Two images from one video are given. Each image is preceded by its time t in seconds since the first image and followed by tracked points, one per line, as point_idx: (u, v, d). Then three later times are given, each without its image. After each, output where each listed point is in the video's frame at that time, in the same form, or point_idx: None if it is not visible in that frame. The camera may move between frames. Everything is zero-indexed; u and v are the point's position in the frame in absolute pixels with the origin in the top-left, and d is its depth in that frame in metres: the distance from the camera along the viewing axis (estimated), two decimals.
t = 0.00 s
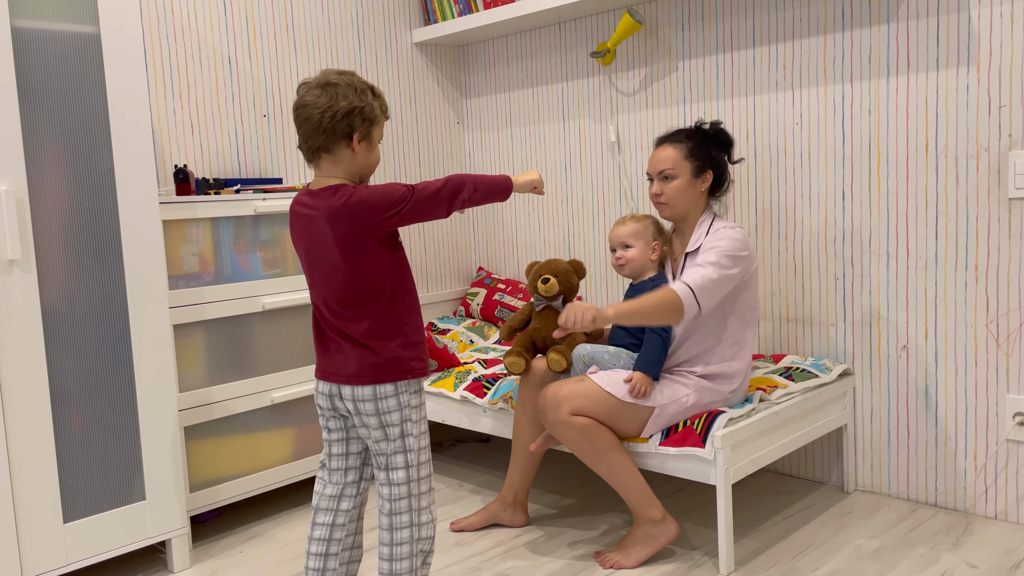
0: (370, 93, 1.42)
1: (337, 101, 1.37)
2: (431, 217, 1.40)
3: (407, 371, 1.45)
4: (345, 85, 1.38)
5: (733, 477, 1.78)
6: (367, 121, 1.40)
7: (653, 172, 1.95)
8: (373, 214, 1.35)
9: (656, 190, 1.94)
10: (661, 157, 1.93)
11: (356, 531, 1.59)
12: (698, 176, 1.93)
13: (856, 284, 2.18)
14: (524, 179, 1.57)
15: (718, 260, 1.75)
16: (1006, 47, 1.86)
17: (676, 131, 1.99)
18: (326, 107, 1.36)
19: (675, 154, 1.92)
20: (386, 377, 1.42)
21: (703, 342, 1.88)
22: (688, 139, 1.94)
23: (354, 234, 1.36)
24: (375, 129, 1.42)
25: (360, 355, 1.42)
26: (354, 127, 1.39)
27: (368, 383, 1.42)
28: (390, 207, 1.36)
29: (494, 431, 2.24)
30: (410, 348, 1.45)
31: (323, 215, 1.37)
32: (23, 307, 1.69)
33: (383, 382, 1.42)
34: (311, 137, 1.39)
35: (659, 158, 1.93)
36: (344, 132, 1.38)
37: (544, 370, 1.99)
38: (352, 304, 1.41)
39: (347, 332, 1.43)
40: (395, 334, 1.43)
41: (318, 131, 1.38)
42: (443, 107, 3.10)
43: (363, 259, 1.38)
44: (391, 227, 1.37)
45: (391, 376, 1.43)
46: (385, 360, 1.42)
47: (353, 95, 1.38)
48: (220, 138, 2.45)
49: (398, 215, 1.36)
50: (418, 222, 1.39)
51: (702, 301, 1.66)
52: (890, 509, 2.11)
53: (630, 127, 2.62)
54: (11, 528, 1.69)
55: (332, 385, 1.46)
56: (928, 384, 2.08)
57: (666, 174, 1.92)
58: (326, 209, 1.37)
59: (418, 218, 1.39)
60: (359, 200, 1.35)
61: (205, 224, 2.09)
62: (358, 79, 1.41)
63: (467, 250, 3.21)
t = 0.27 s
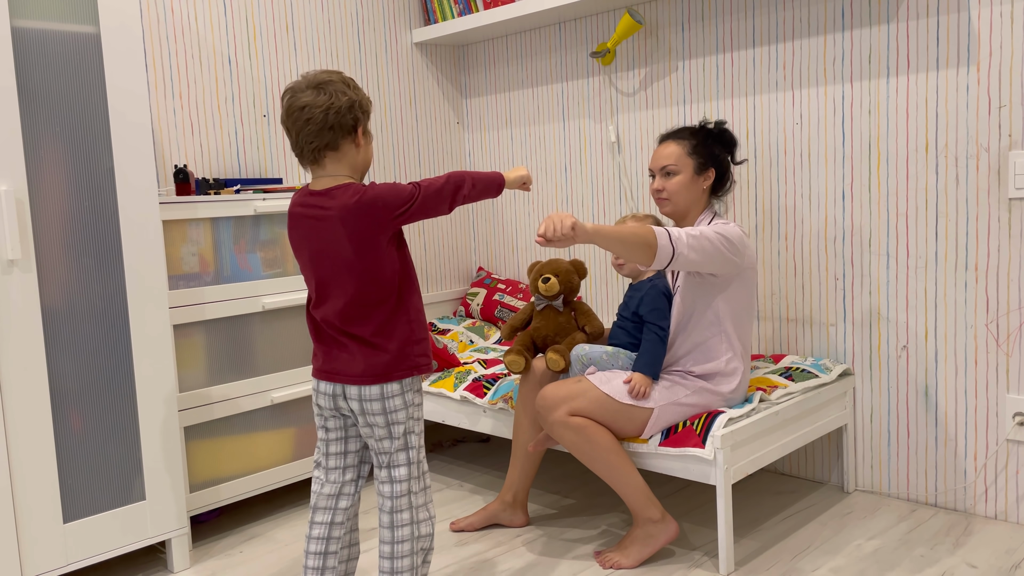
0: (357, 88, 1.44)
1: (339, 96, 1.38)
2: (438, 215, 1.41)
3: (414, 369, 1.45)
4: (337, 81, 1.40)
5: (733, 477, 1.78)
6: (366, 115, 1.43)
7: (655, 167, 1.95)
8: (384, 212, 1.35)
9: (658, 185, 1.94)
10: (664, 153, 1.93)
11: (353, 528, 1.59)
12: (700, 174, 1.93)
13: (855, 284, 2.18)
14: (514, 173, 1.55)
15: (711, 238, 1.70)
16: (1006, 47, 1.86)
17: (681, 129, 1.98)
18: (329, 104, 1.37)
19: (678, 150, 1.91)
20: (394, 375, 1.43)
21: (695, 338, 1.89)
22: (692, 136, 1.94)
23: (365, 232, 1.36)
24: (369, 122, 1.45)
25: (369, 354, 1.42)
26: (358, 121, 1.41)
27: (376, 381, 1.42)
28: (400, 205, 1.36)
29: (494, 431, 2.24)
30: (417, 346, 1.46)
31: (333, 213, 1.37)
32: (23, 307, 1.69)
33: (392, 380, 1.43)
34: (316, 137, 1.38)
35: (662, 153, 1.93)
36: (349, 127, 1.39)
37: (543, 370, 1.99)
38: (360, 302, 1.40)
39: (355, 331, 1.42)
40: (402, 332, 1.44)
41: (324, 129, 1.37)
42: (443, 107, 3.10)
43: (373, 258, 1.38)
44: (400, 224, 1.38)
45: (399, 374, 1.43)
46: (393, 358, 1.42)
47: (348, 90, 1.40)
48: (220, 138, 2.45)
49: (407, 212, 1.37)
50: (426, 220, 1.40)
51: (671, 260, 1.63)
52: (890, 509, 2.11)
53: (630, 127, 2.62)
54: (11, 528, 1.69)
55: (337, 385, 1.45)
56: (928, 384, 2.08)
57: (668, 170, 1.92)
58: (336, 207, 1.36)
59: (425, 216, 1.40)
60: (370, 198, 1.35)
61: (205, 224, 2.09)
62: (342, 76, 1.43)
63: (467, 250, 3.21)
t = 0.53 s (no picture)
0: (351, 92, 1.43)
1: (327, 101, 1.37)
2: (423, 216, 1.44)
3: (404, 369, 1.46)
4: (329, 85, 1.39)
5: (733, 477, 1.78)
6: (356, 120, 1.42)
7: (650, 167, 1.95)
8: (378, 212, 1.37)
9: (652, 185, 1.94)
10: (658, 154, 1.93)
11: (347, 529, 1.60)
12: (694, 173, 1.92)
13: (856, 284, 2.18)
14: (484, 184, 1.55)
15: (708, 239, 1.70)
16: (1006, 47, 1.86)
17: (676, 129, 1.98)
18: (317, 108, 1.36)
19: (672, 150, 1.91)
20: (385, 375, 1.43)
21: (694, 338, 1.88)
22: (687, 137, 1.94)
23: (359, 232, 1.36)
24: (360, 127, 1.44)
25: (360, 355, 1.41)
26: (345, 127, 1.40)
27: (368, 382, 1.42)
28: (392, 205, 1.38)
29: (494, 431, 2.24)
30: (405, 346, 1.47)
31: (326, 213, 1.36)
32: (23, 307, 1.69)
33: (382, 381, 1.43)
34: (302, 140, 1.38)
35: (656, 154, 1.93)
36: (336, 132, 1.39)
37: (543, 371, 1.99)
38: (351, 303, 1.40)
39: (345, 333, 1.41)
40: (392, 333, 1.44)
41: (311, 133, 1.37)
42: (443, 107, 3.10)
43: (365, 258, 1.39)
44: (391, 226, 1.39)
45: (390, 374, 1.44)
46: (384, 358, 1.43)
47: (340, 95, 1.39)
48: (220, 138, 2.45)
49: (398, 213, 1.39)
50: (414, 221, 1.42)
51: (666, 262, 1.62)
52: (890, 509, 2.11)
53: (630, 127, 2.62)
54: (11, 528, 1.69)
55: (327, 387, 1.44)
56: (928, 384, 2.08)
57: (662, 170, 1.92)
58: (331, 207, 1.36)
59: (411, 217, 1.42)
60: (364, 198, 1.36)
61: (205, 224, 2.09)
62: (337, 79, 1.42)
63: (467, 250, 3.21)
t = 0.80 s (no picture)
0: (347, 95, 1.42)
1: (314, 104, 1.37)
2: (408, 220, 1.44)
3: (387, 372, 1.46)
4: (321, 87, 1.38)
5: (732, 477, 1.78)
6: (344, 125, 1.40)
7: (646, 169, 1.95)
8: (366, 214, 1.37)
9: (650, 187, 1.94)
10: (655, 155, 1.93)
11: (340, 529, 1.60)
12: (690, 174, 1.92)
13: (856, 284, 2.18)
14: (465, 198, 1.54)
15: (706, 241, 1.70)
16: (1006, 47, 1.86)
17: (673, 130, 1.98)
18: (301, 110, 1.36)
19: (669, 151, 1.91)
20: (369, 378, 1.43)
21: (694, 339, 1.88)
22: (682, 138, 1.93)
23: (347, 233, 1.36)
24: (352, 131, 1.42)
25: (344, 357, 1.41)
26: (330, 131, 1.39)
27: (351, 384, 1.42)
28: (381, 207, 1.38)
29: (494, 432, 2.24)
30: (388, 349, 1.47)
31: (314, 213, 1.36)
32: (23, 307, 1.69)
33: (365, 383, 1.43)
34: (286, 139, 1.38)
35: (653, 156, 1.93)
36: (319, 136, 1.38)
37: (543, 371, 1.99)
38: (336, 304, 1.39)
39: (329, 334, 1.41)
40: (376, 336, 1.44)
41: (294, 133, 1.37)
42: (443, 107, 3.10)
43: (352, 259, 1.38)
44: (378, 228, 1.39)
45: (373, 377, 1.44)
46: (368, 361, 1.43)
47: (330, 98, 1.38)
48: (220, 138, 2.45)
49: (386, 216, 1.39)
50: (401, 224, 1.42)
51: (663, 265, 1.62)
52: (890, 509, 2.11)
53: (630, 127, 2.62)
54: (11, 528, 1.69)
55: (310, 387, 1.44)
56: (928, 384, 2.08)
57: (659, 172, 1.92)
58: (319, 207, 1.35)
59: (398, 220, 1.42)
60: (353, 199, 1.36)
61: (205, 224, 2.09)
62: (337, 81, 1.41)
63: (467, 250, 3.21)
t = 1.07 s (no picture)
0: (343, 95, 1.41)
1: (306, 103, 1.37)
2: (411, 221, 1.41)
3: (384, 374, 1.45)
4: (315, 87, 1.38)
5: (732, 477, 1.78)
6: (337, 125, 1.39)
7: (647, 169, 1.95)
8: (355, 214, 1.35)
9: (651, 187, 1.94)
10: (656, 155, 1.92)
11: (342, 529, 1.61)
12: (691, 175, 1.92)
13: (856, 284, 2.18)
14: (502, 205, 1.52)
15: (706, 240, 1.70)
16: (1006, 47, 1.86)
17: (674, 130, 1.98)
18: (294, 109, 1.37)
19: (670, 152, 1.91)
20: (364, 379, 1.42)
21: (694, 338, 1.88)
22: (683, 138, 1.93)
23: (335, 233, 1.35)
24: (347, 131, 1.41)
25: (338, 357, 1.41)
26: (321, 131, 1.38)
27: (345, 385, 1.42)
28: (370, 207, 1.36)
29: (494, 432, 2.24)
30: (387, 351, 1.46)
31: (302, 213, 1.36)
32: (23, 307, 1.69)
33: (362, 384, 1.42)
34: (280, 139, 1.39)
35: (654, 156, 1.93)
36: (311, 135, 1.38)
37: (543, 371, 1.99)
38: (329, 305, 1.39)
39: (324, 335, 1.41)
40: (372, 337, 1.43)
41: (287, 133, 1.38)
42: (443, 107, 3.10)
43: (343, 259, 1.38)
44: (370, 228, 1.37)
45: (368, 378, 1.43)
46: (363, 362, 1.42)
47: (323, 98, 1.37)
48: (220, 138, 2.45)
49: (377, 216, 1.37)
50: (399, 224, 1.39)
51: (663, 264, 1.62)
52: (890, 509, 2.11)
53: (630, 127, 2.62)
54: (11, 528, 1.69)
55: (307, 387, 1.45)
56: (928, 384, 2.08)
57: (660, 172, 1.92)
58: (306, 207, 1.36)
59: (397, 220, 1.39)
60: (340, 199, 1.35)
61: (205, 224, 2.09)
62: (333, 81, 1.41)
63: (467, 250, 3.21)
